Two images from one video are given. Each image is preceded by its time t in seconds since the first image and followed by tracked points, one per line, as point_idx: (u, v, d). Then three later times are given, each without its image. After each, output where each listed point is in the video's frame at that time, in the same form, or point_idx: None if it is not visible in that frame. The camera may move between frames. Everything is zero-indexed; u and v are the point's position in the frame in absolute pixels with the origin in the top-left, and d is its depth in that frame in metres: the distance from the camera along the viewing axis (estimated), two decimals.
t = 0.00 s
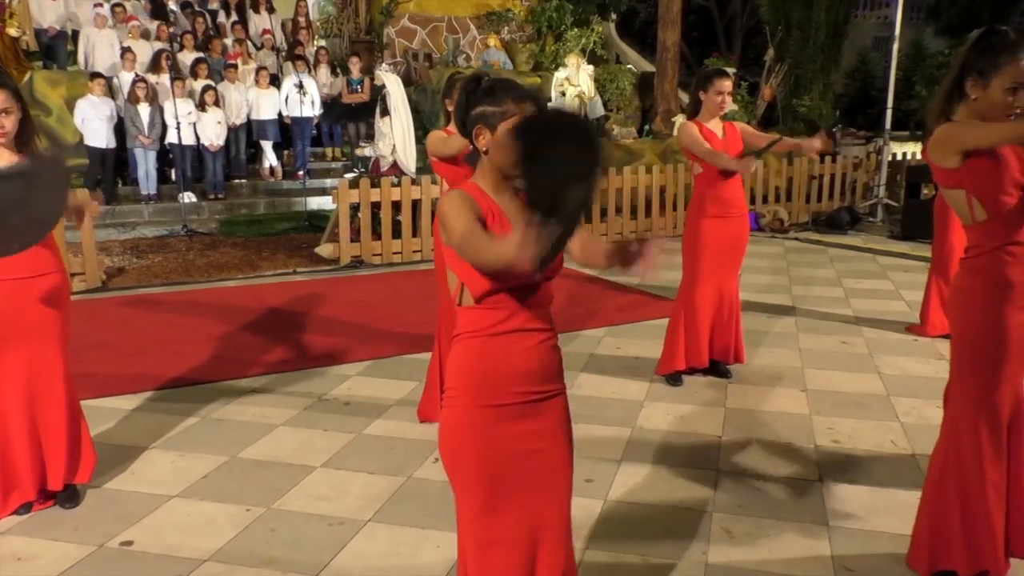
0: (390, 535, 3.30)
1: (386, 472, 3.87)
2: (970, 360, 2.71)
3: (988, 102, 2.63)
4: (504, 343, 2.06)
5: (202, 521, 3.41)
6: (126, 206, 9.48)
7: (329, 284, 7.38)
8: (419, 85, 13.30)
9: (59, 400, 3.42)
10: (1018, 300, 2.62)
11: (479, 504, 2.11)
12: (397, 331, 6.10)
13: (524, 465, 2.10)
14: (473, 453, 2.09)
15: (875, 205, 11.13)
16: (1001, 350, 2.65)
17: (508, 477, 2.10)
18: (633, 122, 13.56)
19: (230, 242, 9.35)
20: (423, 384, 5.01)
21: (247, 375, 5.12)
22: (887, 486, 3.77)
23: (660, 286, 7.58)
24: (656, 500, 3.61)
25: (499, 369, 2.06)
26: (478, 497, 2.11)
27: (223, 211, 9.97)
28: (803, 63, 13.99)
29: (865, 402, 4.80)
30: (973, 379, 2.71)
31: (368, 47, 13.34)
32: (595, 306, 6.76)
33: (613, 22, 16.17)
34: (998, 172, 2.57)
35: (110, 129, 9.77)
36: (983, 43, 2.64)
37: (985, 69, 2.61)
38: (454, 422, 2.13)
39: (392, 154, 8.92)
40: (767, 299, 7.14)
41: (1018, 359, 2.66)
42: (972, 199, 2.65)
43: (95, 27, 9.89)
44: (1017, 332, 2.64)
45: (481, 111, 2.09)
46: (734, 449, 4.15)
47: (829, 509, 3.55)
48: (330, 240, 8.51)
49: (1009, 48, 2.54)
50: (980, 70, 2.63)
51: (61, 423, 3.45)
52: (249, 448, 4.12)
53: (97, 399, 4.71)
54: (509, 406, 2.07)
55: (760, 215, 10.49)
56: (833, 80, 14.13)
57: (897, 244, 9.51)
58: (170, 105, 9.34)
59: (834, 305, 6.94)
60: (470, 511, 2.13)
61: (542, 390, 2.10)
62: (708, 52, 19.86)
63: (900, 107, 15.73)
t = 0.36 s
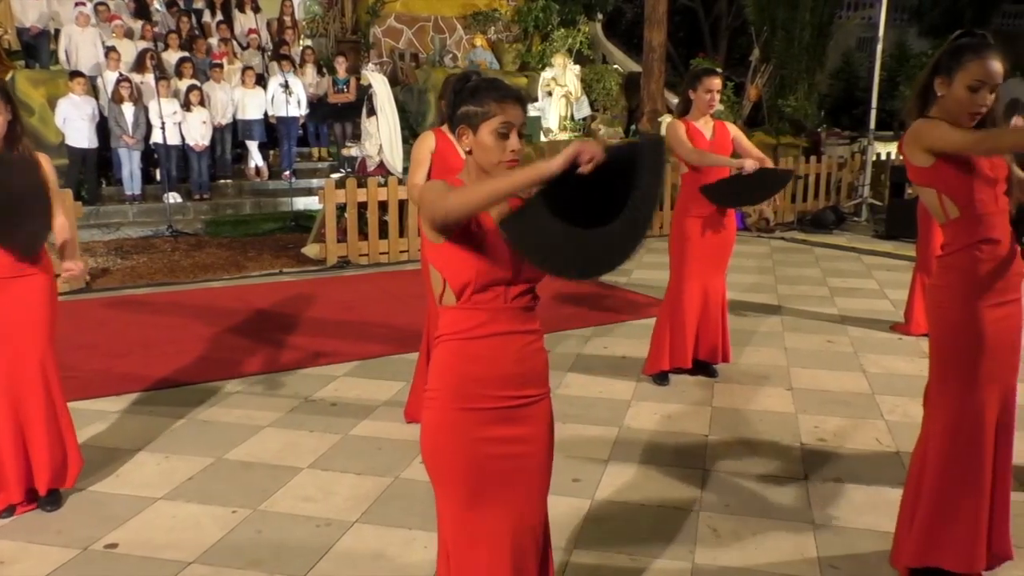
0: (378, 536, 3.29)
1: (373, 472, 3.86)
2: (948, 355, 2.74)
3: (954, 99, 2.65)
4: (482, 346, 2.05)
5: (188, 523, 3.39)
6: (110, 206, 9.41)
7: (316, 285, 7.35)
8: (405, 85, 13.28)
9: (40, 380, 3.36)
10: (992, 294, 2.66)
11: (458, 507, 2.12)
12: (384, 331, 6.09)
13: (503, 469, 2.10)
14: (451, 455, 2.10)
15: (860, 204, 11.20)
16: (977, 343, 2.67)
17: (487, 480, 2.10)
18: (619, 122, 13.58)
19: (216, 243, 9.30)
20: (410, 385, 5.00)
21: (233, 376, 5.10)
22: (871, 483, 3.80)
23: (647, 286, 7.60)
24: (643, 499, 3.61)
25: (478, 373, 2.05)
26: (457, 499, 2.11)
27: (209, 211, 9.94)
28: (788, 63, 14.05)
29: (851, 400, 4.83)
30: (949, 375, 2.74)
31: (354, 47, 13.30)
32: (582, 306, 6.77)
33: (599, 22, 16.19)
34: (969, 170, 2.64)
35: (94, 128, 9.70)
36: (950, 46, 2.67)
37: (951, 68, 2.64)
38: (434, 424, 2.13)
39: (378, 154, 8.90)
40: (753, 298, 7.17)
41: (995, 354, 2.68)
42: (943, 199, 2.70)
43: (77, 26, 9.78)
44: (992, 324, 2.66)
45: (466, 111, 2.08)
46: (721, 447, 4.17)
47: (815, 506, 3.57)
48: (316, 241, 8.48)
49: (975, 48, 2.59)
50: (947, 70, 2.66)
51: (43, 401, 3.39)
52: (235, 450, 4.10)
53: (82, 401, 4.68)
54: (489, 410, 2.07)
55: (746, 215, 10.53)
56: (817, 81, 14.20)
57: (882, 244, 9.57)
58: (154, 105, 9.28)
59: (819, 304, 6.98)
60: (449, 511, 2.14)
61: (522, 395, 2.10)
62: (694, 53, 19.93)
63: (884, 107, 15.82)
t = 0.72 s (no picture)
0: (365, 537, 3.28)
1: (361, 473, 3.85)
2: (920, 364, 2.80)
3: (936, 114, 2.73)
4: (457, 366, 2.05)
5: (173, 525, 3.37)
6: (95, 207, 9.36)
7: (302, 285, 7.33)
8: (392, 85, 13.25)
9: (21, 373, 3.36)
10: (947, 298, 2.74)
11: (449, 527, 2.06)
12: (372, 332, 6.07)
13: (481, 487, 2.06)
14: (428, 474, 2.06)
15: (845, 204, 11.27)
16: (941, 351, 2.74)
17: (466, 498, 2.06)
18: (606, 122, 13.61)
19: (201, 243, 9.26)
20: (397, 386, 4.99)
21: (219, 377, 5.08)
22: (857, 481, 3.82)
23: (635, 285, 7.62)
24: (630, 498, 3.62)
25: (460, 392, 2.06)
26: (437, 518, 2.06)
27: (195, 211, 9.90)
28: (774, 63, 14.12)
29: (836, 398, 4.86)
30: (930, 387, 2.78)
31: (340, 46, 13.29)
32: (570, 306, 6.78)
33: (586, 22, 16.21)
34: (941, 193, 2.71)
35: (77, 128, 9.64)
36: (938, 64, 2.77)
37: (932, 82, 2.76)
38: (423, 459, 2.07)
39: (365, 154, 8.88)
40: (740, 298, 7.20)
41: (962, 358, 2.73)
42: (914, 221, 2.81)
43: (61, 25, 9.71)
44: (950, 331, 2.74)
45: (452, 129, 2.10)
46: (707, 446, 4.19)
47: (800, 504, 3.59)
48: (303, 241, 8.45)
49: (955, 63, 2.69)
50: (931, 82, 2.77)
51: (20, 389, 3.37)
52: (221, 451, 4.08)
53: (66, 403, 4.65)
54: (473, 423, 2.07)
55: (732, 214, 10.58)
56: (803, 81, 14.26)
57: (867, 243, 9.63)
58: (139, 105, 9.23)
59: (805, 303, 7.01)
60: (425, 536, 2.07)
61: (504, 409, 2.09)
62: (680, 53, 20.00)
63: (869, 107, 15.92)
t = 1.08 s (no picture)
0: (352, 539, 3.27)
1: (348, 474, 3.84)
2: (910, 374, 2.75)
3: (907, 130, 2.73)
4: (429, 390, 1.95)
5: (159, 527, 3.35)
6: (79, 207, 9.31)
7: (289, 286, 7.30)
8: (379, 85, 13.22)
9: None
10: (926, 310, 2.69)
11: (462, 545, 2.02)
12: (359, 333, 6.05)
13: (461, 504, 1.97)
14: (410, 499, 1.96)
15: (830, 204, 11.34)
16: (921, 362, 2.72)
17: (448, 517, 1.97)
18: (593, 122, 13.63)
19: (187, 243, 9.22)
20: (384, 387, 4.98)
21: (204, 378, 5.05)
22: (842, 480, 3.84)
23: (622, 285, 7.63)
24: (618, 498, 3.63)
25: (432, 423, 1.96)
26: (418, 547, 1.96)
27: (180, 212, 9.84)
28: (760, 64, 14.18)
29: (822, 397, 4.88)
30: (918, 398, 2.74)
31: (326, 46, 13.27)
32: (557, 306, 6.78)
33: (573, 23, 16.22)
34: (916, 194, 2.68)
35: (61, 129, 9.57)
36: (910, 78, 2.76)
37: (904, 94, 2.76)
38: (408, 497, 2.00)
39: (352, 154, 8.87)
40: (726, 298, 7.22)
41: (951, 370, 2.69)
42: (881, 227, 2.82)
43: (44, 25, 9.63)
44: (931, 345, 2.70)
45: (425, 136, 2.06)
46: (694, 446, 4.20)
47: (786, 503, 3.61)
48: (289, 242, 8.42)
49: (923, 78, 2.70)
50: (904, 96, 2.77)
51: None
52: (207, 453, 4.06)
53: (49, 405, 4.61)
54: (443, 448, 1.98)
55: (719, 214, 10.62)
56: (788, 81, 14.31)
57: (852, 242, 9.68)
58: (124, 105, 9.17)
59: (791, 303, 7.05)
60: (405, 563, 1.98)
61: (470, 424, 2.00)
62: (667, 53, 20.05)
63: (854, 108, 16.02)
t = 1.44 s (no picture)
0: (340, 541, 3.26)
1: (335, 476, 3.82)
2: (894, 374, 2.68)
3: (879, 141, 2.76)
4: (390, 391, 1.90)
5: (144, 530, 3.33)
6: (62, 208, 9.23)
7: (275, 287, 7.27)
8: (365, 84, 13.18)
9: None
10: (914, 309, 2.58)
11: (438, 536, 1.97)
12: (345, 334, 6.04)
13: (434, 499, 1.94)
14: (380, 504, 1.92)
15: (815, 203, 11.40)
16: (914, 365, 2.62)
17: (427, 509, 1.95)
18: (580, 122, 13.65)
19: (172, 244, 9.16)
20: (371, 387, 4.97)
21: (190, 379, 5.02)
22: (828, 478, 3.86)
23: (609, 285, 7.65)
24: (605, 498, 3.63)
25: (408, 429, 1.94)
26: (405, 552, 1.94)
27: (165, 212, 9.78)
28: (745, 64, 14.24)
29: (808, 396, 4.91)
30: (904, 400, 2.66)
31: (312, 46, 13.26)
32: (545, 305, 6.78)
33: (559, 23, 16.23)
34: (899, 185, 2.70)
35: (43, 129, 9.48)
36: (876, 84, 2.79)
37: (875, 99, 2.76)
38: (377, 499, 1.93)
39: (338, 154, 8.84)
40: (713, 297, 7.24)
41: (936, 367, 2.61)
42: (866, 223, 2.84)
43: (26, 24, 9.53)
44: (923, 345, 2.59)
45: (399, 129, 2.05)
46: (681, 445, 4.21)
47: (773, 501, 3.63)
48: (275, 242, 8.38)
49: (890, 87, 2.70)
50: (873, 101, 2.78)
51: None
52: (192, 455, 4.03)
53: (32, 408, 4.57)
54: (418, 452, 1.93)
55: (705, 214, 10.65)
56: (774, 81, 14.36)
57: (837, 242, 9.74)
58: (108, 104, 9.10)
59: (777, 302, 7.08)
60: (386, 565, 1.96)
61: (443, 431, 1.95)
62: (653, 54, 20.11)
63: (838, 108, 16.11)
